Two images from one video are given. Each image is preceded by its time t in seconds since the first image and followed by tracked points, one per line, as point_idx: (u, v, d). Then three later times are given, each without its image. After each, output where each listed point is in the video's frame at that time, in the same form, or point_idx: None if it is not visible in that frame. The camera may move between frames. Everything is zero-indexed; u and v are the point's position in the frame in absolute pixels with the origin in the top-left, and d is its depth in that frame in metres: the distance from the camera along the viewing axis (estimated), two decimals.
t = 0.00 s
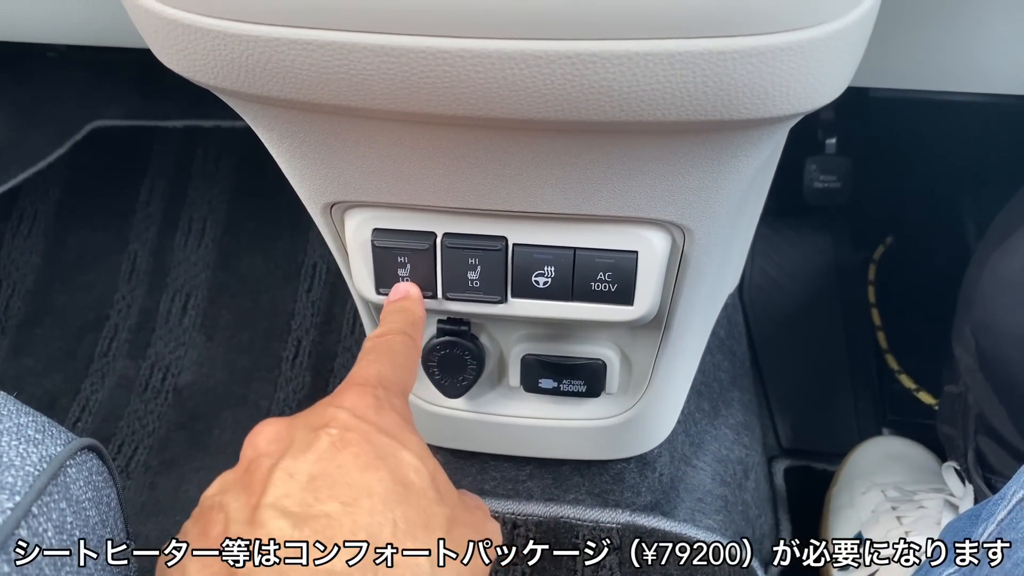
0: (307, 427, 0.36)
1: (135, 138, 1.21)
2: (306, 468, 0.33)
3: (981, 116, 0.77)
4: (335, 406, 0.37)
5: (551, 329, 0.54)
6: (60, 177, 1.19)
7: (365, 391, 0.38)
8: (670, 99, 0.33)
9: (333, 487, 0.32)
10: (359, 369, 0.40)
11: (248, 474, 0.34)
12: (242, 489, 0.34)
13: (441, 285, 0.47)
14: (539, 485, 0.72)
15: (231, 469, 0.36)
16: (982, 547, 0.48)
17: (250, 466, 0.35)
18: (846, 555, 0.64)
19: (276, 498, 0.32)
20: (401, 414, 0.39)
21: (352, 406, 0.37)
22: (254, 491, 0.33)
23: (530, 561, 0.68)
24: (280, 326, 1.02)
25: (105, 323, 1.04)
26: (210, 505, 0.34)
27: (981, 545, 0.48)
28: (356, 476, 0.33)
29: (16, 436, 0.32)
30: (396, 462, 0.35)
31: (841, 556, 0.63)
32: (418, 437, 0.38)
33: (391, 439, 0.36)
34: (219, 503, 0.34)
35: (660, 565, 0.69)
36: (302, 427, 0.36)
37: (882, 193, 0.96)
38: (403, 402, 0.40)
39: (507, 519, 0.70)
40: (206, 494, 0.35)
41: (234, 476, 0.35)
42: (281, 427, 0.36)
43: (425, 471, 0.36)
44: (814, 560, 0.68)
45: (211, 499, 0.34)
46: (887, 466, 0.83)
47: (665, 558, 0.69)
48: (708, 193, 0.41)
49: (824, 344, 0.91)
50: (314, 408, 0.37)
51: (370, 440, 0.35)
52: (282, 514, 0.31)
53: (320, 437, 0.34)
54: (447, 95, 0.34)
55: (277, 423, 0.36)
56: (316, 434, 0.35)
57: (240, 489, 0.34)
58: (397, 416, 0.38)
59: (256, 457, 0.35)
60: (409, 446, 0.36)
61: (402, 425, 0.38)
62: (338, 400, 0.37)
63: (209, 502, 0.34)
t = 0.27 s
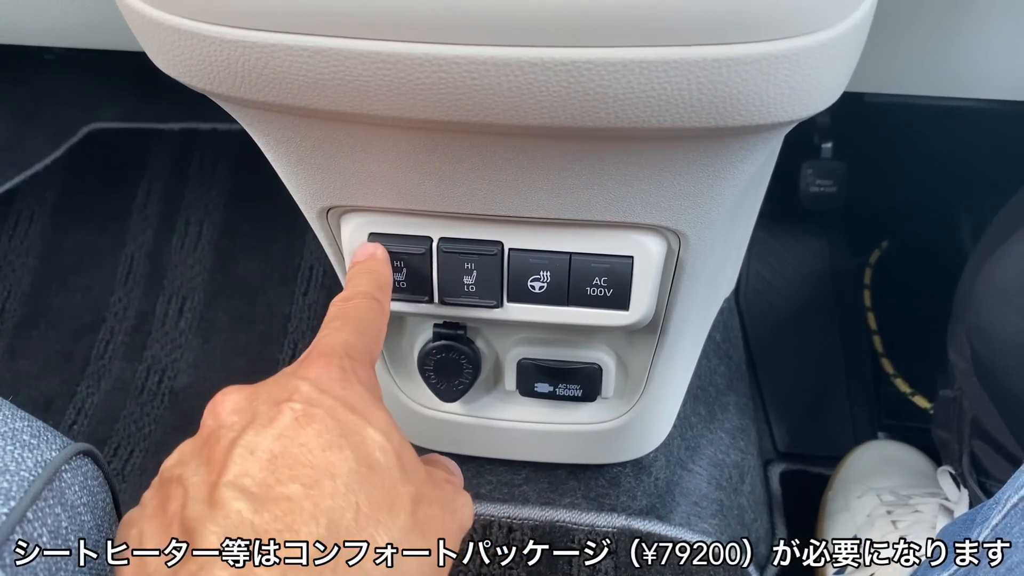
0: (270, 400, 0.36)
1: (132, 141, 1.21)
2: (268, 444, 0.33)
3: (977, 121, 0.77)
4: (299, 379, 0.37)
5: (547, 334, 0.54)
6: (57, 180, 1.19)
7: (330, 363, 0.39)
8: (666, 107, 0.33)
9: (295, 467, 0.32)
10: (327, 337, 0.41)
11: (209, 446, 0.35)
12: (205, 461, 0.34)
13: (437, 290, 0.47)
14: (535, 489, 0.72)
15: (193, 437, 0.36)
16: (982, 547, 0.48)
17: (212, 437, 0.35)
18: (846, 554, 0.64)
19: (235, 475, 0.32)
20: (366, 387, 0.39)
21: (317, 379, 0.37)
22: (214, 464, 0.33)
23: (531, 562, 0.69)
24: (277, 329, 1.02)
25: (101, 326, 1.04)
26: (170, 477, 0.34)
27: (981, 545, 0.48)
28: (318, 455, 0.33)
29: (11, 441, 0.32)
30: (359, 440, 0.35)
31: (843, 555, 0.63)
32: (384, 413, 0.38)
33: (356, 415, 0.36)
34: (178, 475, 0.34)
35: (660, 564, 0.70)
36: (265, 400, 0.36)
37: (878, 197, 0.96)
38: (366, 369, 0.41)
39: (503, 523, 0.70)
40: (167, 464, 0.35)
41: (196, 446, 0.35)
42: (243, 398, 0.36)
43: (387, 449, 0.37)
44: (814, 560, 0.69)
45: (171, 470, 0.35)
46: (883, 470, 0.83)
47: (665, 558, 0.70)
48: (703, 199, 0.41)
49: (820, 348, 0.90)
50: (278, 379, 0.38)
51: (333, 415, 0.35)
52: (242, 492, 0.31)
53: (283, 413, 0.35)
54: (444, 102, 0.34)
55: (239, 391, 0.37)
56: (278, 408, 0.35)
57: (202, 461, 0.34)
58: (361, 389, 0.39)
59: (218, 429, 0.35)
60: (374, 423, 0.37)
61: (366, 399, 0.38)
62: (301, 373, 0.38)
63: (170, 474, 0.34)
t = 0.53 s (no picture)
0: (258, 343, 0.34)
1: (130, 140, 1.21)
2: (259, 391, 0.31)
3: (975, 121, 0.77)
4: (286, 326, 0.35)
5: (547, 332, 0.54)
6: (55, 179, 1.19)
7: (321, 312, 0.37)
8: (666, 104, 0.33)
9: (285, 413, 0.30)
10: (319, 288, 0.39)
11: (194, 392, 0.32)
12: (190, 407, 0.31)
13: (436, 288, 0.47)
14: (534, 489, 0.72)
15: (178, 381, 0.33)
16: (982, 547, 0.48)
17: (199, 382, 0.32)
18: (846, 554, 0.64)
19: (224, 421, 0.30)
20: (358, 336, 0.37)
21: (305, 325, 0.35)
22: (201, 410, 0.31)
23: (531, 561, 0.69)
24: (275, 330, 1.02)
25: (99, 326, 1.04)
26: (153, 423, 0.31)
27: (980, 544, 0.48)
28: (308, 402, 0.31)
29: (11, 437, 0.32)
30: (350, 387, 0.33)
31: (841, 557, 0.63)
32: (376, 361, 0.36)
33: (347, 363, 0.34)
34: (163, 421, 0.31)
35: (660, 564, 0.70)
36: (253, 344, 0.33)
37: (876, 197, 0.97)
38: (359, 320, 0.39)
39: (502, 522, 0.71)
40: (149, 408, 0.33)
41: (182, 392, 0.33)
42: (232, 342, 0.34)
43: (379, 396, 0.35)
44: (813, 560, 0.69)
45: (157, 414, 0.32)
46: (882, 470, 0.83)
47: (665, 558, 0.70)
48: (703, 197, 0.41)
49: (819, 348, 0.90)
50: (266, 323, 0.35)
51: (323, 362, 0.33)
52: (230, 438, 0.29)
53: (272, 358, 0.33)
54: (444, 99, 0.34)
55: (227, 334, 0.34)
56: (267, 354, 0.33)
57: (188, 406, 0.31)
58: (352, 337, 0.37)
59: (204, 374, 0.32)
60: (365, 371, 0.35)
61: (357, 347, 0.36)
62: (290, 319, 0.36)
63: (154, 417, 0.32)
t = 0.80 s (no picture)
0: (324, 442, 0.34)
1: (126, 143, 1.21)
2: (323, 497, 0.32)
3: (973, 124, 0.77)
4: (355, 420, 0.35)
5: (542, 336, 0.54)
6: (50, 181, 1.18)
7: (386, 403, 0.37)
8: (659, 109, 0.33)
9: (348, 526, 0.31)
10: (381, 377, 0.39)
11: (259, 490, 0.33)
12: (255, 507, 0.33)
13: (430, 292, 0.47)
14: (529, 492, 0.72)
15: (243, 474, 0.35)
16: (982, 547, 0.47)
17: (262, 478, 0.34)
18: (846, 555, 0.64)
19: (289, 531, 0.31)
20: (422, 433, 0.37)
21: (371, 421, 0.35)
22: (268, 514, 0.32)
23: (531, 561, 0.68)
24: (271, 332, 1.01)
25: (94, 329, 1.03)
26: (220, 517, 0.33)
27: (980, 545, 0.47)
28: (372, 515, 0.32)
29: (2, 443, 0.32)
30: (414, 496, 0.34)
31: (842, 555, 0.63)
32: (440, 465, 0.36)
33: (412, 469, 0.35)
34: (226, 517, 0.33)
35: (660, 564, 0.70)
36: (319, 442, 0.34)
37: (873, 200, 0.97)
38: (422, 412, 0.39)
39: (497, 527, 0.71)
40: (212, 500, 0.34)
41: (247, 487, 0.34)
42: (299, 434, 0.35)
43: (442, 504, 0.35)
44: (814, 560, 0.69)
45: (221, 508, 0.34)
46: (877, 473, 0.83)
47: (666, 558, 0.70)
48: (697, 202, 0.41)
49: (815, 351, 0.90)
50: (332, 415, 0.36)
51: (389, 467, 0.34)
52: (296, 552, 0.30)
53: (338, 461, 0.33)
54: (438, 103, 0.34)
55: (292, 426, 0.35)
56: (333, 454, 0.33)
57: (252, 506, 0.33)
58: (417, 435, 0.37)
59: (269, 470, 0.33)
60: (428, 476, 0.35)
61: (422, 448, 0.36)
62: (358, 412, 0.35)
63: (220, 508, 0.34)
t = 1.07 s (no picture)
0: (361, 448, 0.38)
1: (124, 144, 1.21)
2: (363, 495, 0.35)
3: (971, 125, 0.77)
4: (389, 427, 0.39)
5: (539, 336, 0.54)
6: (48, 183, 1.18)
7: (418, 413, 0.40)
8: (654, 110, 0.33)
9: (388, 520, 0.34)
10: (410, 389, 0.43)
11: (300, 494, 0.37)
12: (296, 509, 0.37)
13: (427, 293, 0.47)
14: (527, 494, 0.73)
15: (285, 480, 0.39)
16: (982, 547, 0.47)
17: (303, 483, 0.38)
18: (846, 554, 0.64)
19: (332, 526, 0.34)
20: (453, 439, 0.41)
21: (405, 427, 0.39)
22: (309, 514, 0.36)
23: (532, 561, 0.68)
24: (269, 333, 1.01)
25: (92, 330, 1.03)
26: (262, 521, 0.37)
27: (980, 545, 0.47)
28: (410, 509, 0.35)
29: None
30: (449, 493, 0.37)
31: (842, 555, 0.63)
32: (472, 466, 0.40)
33: (445, 468, 0.38)
34: (267, 520, 0.37)
35: (660, 565, 0.70)
36: (356, 448, 0.38)
37: (871, 200, 0.96)
38: (450, 420, 0.42)
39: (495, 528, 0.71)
40: (252, 506, 0.38)
41: (287, 493, 0.38)
42: (336, 442, 0.39)
43: (477, 503, 0.38)
44: (814, 560, 0.69)
45: (261, 513, 0.38)
46: (875, 474, 0.83)
47: (666, 558, 0.70)
48: (695, 202, 0.41)
49: (813, 352, 0.90)
50: (368, 425, 0.40)
51: (423, 468, 0.37)
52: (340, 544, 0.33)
53: (374, 462, 0.37)
54: (435, 103, 0.34)
55: (331, 437, 0.39)
56: (370, 457, 0.37)
57: (294, 508, 0.37)
58: (448, 440, 0.40)
59: (310, 475, 0.37)
60: (461, 475, 0.38)
61: (453, 452, 0.39)
62: (392, 421, 0.39)
63: (260, 514, 0.37)
